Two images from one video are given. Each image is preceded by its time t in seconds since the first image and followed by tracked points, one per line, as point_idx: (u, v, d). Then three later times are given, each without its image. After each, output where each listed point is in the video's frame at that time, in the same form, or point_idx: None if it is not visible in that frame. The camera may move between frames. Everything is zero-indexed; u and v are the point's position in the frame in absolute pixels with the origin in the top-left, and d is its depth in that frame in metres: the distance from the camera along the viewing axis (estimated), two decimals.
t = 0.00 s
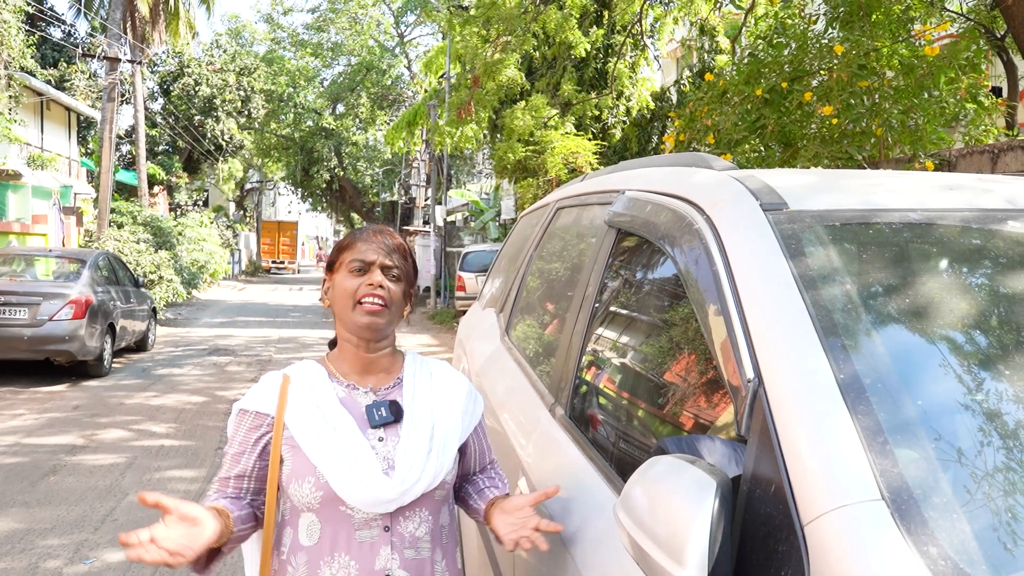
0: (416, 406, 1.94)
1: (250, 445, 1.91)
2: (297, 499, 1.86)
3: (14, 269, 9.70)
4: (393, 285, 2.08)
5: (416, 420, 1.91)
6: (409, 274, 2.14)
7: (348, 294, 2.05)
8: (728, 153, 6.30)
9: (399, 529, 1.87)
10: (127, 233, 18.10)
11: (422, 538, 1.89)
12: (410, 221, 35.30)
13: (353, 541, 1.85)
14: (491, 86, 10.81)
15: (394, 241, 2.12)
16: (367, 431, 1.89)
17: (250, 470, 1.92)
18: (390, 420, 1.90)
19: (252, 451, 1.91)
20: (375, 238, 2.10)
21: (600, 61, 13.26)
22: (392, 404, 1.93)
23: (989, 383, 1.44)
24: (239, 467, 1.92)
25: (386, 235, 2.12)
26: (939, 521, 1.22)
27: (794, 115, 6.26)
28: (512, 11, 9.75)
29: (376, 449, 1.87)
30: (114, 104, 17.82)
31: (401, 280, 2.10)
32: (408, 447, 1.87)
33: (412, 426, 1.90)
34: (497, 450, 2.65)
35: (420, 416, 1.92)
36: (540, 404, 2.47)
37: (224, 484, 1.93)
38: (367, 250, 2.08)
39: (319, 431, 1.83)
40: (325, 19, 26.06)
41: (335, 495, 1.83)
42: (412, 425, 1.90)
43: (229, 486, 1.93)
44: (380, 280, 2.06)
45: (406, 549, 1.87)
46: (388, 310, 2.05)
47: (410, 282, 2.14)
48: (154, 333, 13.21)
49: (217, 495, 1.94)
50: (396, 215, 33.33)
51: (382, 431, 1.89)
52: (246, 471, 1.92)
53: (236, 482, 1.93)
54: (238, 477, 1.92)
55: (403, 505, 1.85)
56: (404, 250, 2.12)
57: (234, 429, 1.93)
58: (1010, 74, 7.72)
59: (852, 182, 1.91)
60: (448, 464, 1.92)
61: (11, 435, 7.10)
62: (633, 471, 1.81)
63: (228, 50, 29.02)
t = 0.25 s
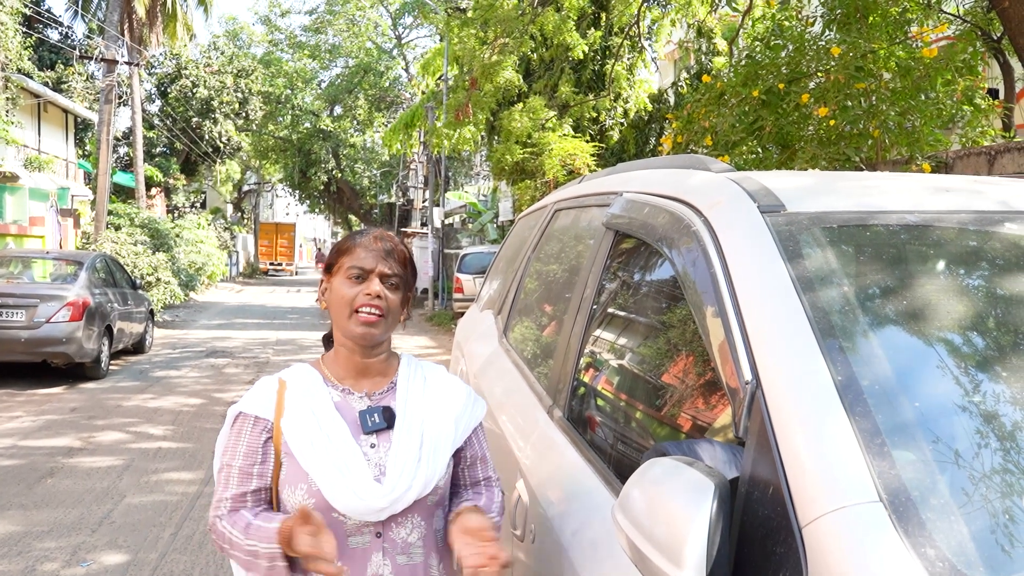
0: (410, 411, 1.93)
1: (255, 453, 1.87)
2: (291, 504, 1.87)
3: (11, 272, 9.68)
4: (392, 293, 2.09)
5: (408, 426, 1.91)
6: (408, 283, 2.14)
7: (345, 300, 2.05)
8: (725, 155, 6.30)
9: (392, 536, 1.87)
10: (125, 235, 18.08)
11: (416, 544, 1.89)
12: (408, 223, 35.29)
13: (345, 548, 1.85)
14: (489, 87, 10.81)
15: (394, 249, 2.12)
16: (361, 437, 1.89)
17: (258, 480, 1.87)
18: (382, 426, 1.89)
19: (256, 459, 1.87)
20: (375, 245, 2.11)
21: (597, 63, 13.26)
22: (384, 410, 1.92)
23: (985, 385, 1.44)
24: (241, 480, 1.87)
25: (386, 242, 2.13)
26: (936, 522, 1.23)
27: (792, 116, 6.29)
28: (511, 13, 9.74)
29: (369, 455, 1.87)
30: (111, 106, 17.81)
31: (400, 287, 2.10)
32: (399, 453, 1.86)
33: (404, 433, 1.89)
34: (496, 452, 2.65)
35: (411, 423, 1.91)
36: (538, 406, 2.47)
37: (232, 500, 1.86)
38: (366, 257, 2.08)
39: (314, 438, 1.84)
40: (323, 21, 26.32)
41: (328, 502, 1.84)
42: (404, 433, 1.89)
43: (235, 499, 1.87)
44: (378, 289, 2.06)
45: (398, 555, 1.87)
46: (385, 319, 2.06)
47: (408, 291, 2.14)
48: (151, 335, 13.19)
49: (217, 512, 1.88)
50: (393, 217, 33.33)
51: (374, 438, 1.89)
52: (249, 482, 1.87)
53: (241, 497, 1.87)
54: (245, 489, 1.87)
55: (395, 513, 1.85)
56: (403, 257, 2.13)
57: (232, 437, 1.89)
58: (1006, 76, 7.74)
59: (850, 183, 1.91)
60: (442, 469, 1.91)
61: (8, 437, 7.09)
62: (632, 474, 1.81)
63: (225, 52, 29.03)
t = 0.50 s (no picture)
0: (408, 413, 1.93)
1: (253, 452, 1.87)
2: (289, 506, 1.87)
3: (8, 272, 9.66)
4: (386, 296, 2.08)
5: (407, 429, 1.91)
6: (403, 286, 2.13)
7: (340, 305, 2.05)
8: (723, 155, 6.28)
9: (389, 539, 1.88)
10: (123, 236, 18.06)
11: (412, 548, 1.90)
12: (406, 223, 35.27)
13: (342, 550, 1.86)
14: (488, 87, 10.79)
15: (387, 251, 2.11)
16: (359, 440, 1.89)
17: (254, 478, 1.88)
18: (381, 429, 1.89)
19: (253, 458, 1.87)
20: (368, 248, 2.10)
21: (595, 64, 13.26)
22: (383, 413, 1.92)
23: (983, 386, 1.44)
24: (237, 478, 1.87)
25: (379, 245, 2.12)
26: (933, 522, 1.23)
27: (789, 117, 6.29)
28: (509, 14, 9.73)
29: (367, 458, 1.87)
30: (109, 107, 17.78)
31: (393, 289, 2.09)
32: (397, 456, 1.86)
33: (403, 436, 1.89)
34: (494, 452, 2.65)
35: (411, 425, 1.92)
36: (536, 406, 2.47)
37: (227, 497, 1.87)
38: (358, 261, 2.07)
39: (312, 439, 1.84)
40: (321, 22, 26.37)
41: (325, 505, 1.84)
42: (402, 436, 1.89)
43: (231, 497, 1.87)
44: (370, 292, 2.05)
45: (394, 559, 1.88)
46: (380, 322, 2.05)
47: (404, 293, 2.13)
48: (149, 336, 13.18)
49: (211, 507, 1.88)
50: (392, 217, 33.32)
51: (372, 441, 1.89)
52: (245, 481, 1.87)
53: (236, 495, 1.87)
54: (241, 488, 1.87)
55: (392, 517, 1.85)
56: (396, 259, 2.11)
57: (230, 434, 1.88)
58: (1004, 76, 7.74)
59: (847, 184, 1.92)
60: (440, 472, 1.92)
61: (6, 438, 7.08)
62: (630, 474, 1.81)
63: (223, 52, 29.01)
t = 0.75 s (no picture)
0: (406, 413, 1.93)
1: (246, 453, 1.88)
2: (285, 506, 1.87)
3: (5, 272, 9.64)
4: (385, 298, 2.07)
5: (404, 430, 1.90)
6: (402, 286, 2.12)
7: (339, 307, 2.05)
8: (720, 154, 6.18)
9: (385, 539, 1.88)
10: (119, 236, 18.03)
11: (409, 548, 1.90)
12: (404, 223, 35.27)
13: (338, 550, 1.85)
14: (484, 87, 10.77)
15: (386, 252, 2.11)
16: (356, 440, 1.89)
17: (249, 478, 1.89)
18: (378, 429, 1.89)
19: (247, 460, 1.88)
20: (366, 249, 2.09)
21: (593, 63, 13.24)
22: (381, 413, 1.92)
23: (979, 384, 1.45)
24: (231, 478, 1.89)
25: (378, 246, 2.11)
26: (928, 520, 1.23)
27: (786, 117, 6.28)
28: (506, 13, 9.74)
29: (364, 459, 1.87)
30: (106, 106, 17.75)
31: (393, 291, 2.09)
32: (394, 457, 1.86)
33: (399, 437, 1.89)
34: (490, 451, 2.65)
35: (408, 426, 1.91)
36: (534, 405, 2.48)
37: (222, 498, 1.90)
38: (357, 262, 2.07)
39: (308, 440, 1.84)
40: (318, 21, 26.14)
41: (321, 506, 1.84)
42: (399, 437, 1.89)
43: (227, 497, 1.90)
44: (370, 295, 2.05)
45: (391, 559, 1.88)
46: (379, 324, 2.05)
47: (403, 294, 2.13)
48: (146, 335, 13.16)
49: (209, 506, 1.92)
50: (389, 217, 33.30)
51: (370, 441, 1.89)
52: (238, 482, 1.89)
53: (231, 496, 1.90)
54: (236, 488, 1.89)
55: (388, 518, 1.85)
56: (395, 260, 2.11)
57: (227, 435, 1.89)
58: (999, 77, 7.76)
59: (843, 183, 1.92)
60: (437, 473, 1.91)
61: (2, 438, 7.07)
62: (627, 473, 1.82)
63: (220, 52, 29.01)
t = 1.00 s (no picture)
0: (409, 379, 1.94)
1: (254, 428, 1.88)
2: (296, 478, 1.87)
3: (14, 252, 9.68)
4: (377, 261, 2.07)
5: (409, 393, 1.91)
6: (393, 250, 2.12)
7: (332, 275, 2.04)
8: (727, 124, 6.28)
9: (397, 502, 1.88)
10: (127, 214, 18.06)
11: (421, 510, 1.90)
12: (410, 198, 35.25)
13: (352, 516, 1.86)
14: (489, 59, 10.68)
15: (373, 218, 2.11)
16: (361, 407, 1.90)
17: (256, 455, 1.88)
18: (382, 394, 1.90)
19: (254, 434, 1.88)
20: (352, 216, 2.09)
21: (598, 34, 13.14)
22: (384, 379, 1.93)
23: (990, 351, 1.44)
24: (241, 455, 1.89)
25: (364, 213, 2.11)
26: (939, 488, 1.23)
27: (794, 85, 6.20)
28: None
29: (371, 424, 1.88)
30: (110, 84, 17.71)
31: (384, 254, 2.09)
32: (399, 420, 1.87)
33: (404, 400, 1.90)
34: (500, 426, 2.67)
35: (412, 389, 1.93)
36: (543, 379, 2.48)
37: (235, 477, 1.89)
38: (345, 229, 2.07)
39: (314, 410, 1.85)
40: None
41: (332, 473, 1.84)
42: (404, 401, 1.90)
43: (237, 477, 1.89)
44: (362, 258, 2.04)
45: (404, 522, 1.88)
46: (374, 287, 2.04)
47: (394, 257, 2.13)
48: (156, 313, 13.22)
49: (222, 493, 1.91)
50: (396, 192, 33.26)
51: (375, 407, 1.90)
52: (249, 458, 1.89)
53: (242, 474, 1.89)
54: (245, 465, 1.89)
55: (397, 479, 1.85)
56: (382, 225, 2.11)
57: (234, 414, 1.90)
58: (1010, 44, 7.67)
59: (853, 151, 1.90)
60: (444, 435, 1.92)
61: (16, 416, 7.13)
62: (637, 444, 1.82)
63: (224, 28, 28.90)
